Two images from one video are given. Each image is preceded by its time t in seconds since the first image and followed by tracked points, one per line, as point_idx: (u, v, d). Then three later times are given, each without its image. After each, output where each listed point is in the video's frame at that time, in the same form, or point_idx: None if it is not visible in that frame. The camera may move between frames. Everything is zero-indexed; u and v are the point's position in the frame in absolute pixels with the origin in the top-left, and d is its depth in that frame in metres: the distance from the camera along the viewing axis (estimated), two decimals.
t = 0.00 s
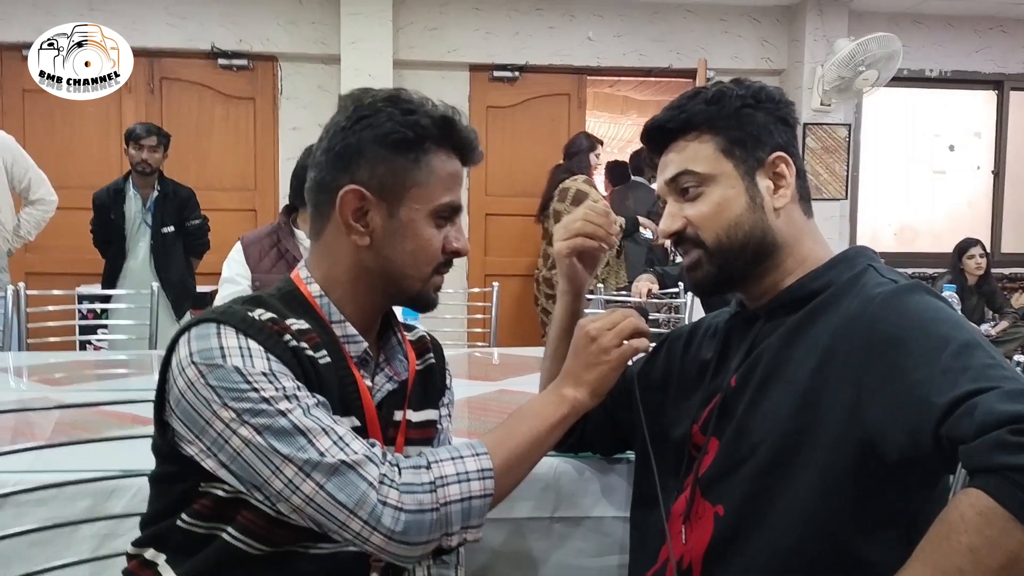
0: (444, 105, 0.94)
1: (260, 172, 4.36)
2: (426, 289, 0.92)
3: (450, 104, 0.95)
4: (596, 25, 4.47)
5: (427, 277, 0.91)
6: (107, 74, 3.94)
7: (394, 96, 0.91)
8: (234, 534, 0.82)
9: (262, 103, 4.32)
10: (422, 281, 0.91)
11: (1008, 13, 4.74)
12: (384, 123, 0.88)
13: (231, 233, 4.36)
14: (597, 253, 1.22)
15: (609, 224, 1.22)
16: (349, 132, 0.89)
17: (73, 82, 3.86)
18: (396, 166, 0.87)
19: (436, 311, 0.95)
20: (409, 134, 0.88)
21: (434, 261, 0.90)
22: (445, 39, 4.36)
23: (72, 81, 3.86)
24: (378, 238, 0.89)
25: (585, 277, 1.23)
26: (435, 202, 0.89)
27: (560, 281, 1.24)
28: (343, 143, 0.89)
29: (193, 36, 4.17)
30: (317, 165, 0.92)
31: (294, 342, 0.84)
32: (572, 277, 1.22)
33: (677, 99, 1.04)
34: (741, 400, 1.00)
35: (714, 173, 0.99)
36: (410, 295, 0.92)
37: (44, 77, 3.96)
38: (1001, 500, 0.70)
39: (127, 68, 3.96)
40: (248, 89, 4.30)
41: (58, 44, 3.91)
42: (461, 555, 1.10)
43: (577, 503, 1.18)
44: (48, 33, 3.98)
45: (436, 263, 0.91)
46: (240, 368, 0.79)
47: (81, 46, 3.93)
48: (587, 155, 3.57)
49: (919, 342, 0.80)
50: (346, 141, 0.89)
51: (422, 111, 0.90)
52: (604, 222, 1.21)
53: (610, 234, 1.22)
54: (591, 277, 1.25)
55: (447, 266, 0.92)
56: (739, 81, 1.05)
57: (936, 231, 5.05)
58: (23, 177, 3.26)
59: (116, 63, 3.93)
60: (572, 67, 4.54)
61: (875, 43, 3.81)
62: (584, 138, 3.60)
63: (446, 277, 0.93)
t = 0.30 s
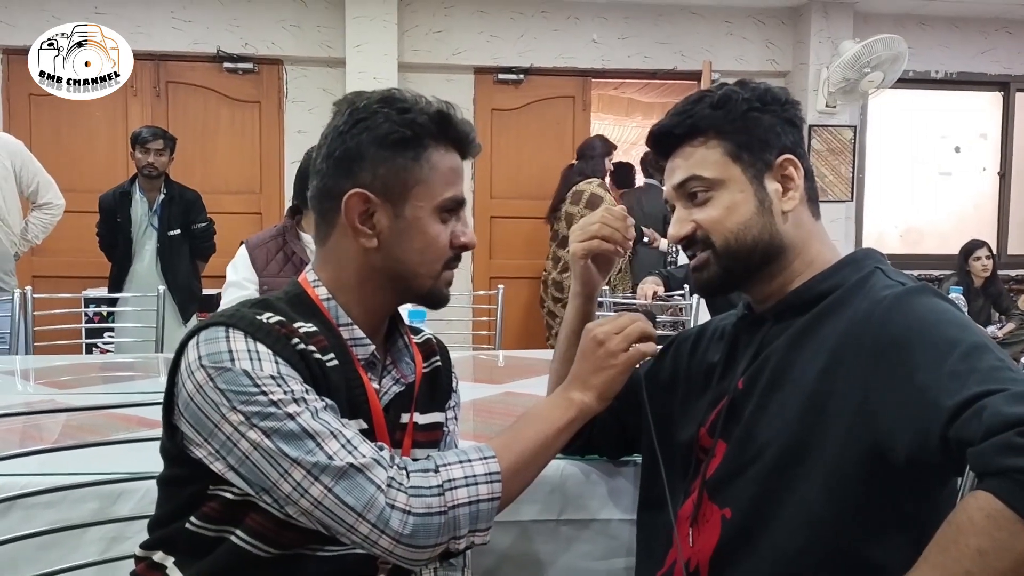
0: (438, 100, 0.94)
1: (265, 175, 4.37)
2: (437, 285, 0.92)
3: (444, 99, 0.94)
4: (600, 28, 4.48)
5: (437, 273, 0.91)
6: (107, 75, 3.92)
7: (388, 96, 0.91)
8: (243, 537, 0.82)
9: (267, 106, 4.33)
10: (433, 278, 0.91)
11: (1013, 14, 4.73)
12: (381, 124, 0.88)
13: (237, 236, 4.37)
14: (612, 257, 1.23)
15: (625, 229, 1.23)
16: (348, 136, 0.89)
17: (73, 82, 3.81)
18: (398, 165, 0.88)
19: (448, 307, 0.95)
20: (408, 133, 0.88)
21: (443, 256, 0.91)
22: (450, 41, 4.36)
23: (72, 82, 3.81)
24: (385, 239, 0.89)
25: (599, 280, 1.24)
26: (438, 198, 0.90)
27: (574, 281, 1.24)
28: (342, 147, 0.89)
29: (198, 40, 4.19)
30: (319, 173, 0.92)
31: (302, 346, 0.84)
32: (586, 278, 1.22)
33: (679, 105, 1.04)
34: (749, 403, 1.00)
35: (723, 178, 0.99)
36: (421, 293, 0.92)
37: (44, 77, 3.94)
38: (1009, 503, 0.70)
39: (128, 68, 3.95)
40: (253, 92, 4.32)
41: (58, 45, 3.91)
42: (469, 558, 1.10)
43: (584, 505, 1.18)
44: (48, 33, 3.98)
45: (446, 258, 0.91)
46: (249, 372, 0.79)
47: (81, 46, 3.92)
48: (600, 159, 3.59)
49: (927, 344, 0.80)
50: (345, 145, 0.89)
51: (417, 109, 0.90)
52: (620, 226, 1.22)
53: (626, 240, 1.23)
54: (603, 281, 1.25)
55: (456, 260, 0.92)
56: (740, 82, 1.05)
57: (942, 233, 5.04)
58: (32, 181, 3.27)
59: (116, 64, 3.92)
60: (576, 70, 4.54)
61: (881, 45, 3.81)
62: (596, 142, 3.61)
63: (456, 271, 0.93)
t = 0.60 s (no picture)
0: (453, 110, 0.94)
1: (269, 178, 4.38)
2: (435, 293, 0.92)
3: (459, 108, 0.95)
4: (604, 29, 4.48)
5: (436, 282, 0.91)
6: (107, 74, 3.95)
7: (402, 101, 0.91)
8: (245, 539, 0.82)
9: (272, 109, 4.34)
10: (432, 286, 0.91)
11: (1017, 15, 4.72)
12: (392, 128, 0.89)
13: (241, 238, 4.38)
14: (612, 260, 1.23)
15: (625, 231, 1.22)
16: (358, 138, 0.89)
17: (74, 82, 3.86)
18: (404, 171, 0.88)
19: (444, 314, 0.95)
20: (418, 139, 0.88)
21: (444, 265, 0.91)
22: (453, 43, 4.37)
23: (73, 81, 3.86)
24: (386, 243, 0.89)
25: (598, 282, 1.24)
26: (443, 206, 0.90)
27: (573, 281, 1.24)
28: (352, 148, 0.89)
29: (203, 42, 4.20)
30: (326, 171, 0.92)
31: (303, 348, 0.84)
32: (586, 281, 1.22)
33: (684, 105, 1.04)
34: (753, 405, 1.00)
35: (726, 180, 0.99)
36: (420, 299, 0.93)
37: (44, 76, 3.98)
38: (1012, 505, 0.70)
39: (127, 68, 3.98)
40: (258, 95, 4.32)
41: (58, 45, 3.92)
42: (472, 560, 1.10)
43: (587, 507, 1.18)
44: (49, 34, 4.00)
45: (445, 268, 0.91)
46: (250, 374, 0.79)
47: (81, 46, 3.93)
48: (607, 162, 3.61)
49: (931, 346, 0.80)
50: (355, 146, 0.89)
51: (431, 116, 0.91)
52: (619, 229, 1.21)
53: (625, 241, 1.23)
54: (603, 282, 1.25)
55: (456, 270, 0.92)
56: (745, 84, 1.05)
57: (947, 235, 5.02)
58: (37, 184, 3.29)
59: (116, 64, 3.94)
60: (580, 72, 4.55)
61: (885, 46, 3.80)
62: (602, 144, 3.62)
63: (455, 281, 0.93)
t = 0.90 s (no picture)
0: (455, 110, 0.94)
1: (272, 179, 4.38)
2: (439, 294, 0.92)
3: (461, 108, 0.95)
4: (607, 31, 4.48)
5: (439, 282, 0.91)
6: (107, 74, 3.90)
7: (405, 102, 0.91)
8: (247, 540, 0.82)
9: (275, 111, 4.35)
10: (435, 286, 0.91)
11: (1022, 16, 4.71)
12: (395, 129, 0.89)
13: (244, 240, 4.38)
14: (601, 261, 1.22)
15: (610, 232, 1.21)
16: (361, 138, 0.89)
17: (73, 82, 3.81)
18: (408, 171, 0.88)
19: (448, 315, 0.95)
20: (420, 139, 0.88)
21: (447, 266, 0.90)
22: (456, 45, 4.37)
23: (73, 81, 3.80)
24: (390, 244, 0.89)
25: (589, 285, 1.23)
26: (446, 207, 0.89)
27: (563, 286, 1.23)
28: (355, 149, 0.89)
29: (206, 44, 4.21)
30: (330, 172, 0.92)
31: (307, 348, 0.84)
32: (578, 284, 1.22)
33: (690, 105, 1.04)
34: (757, 407, 0.99)
35: (731, 179, 0.99)
36: (423, 300, 0.92)
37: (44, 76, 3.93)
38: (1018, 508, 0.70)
39: (127, 68, 3.94)
40: (261, 97, 4.33)
41: (58, 45, 3.91)
42: (474, 562, 1.10)
43: (590, 509, 1.18)
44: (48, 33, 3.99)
45: (448, 268, 0.91)
46: (253, 375, 0.79)
47: (81, 46, 3.91)
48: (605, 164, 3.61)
49: (935, 348, 0.79)
50: (358, 147, 0.89)
51: (433, 116, 0.91)
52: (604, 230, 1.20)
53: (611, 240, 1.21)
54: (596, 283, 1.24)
55: (459, 270, 0.92)
56: (750, 84, 1.04)
57: (951, 236, 5.01)
58: (41, 186, 3.30)
59: (116, 64, 3.93)
60: (583, 73, 4.55)
61: (888, 47, 3.80)
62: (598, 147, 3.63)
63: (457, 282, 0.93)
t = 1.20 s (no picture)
0: (458, 112, 0.95)
1: (275, 181, 4.38)
2: (443, 295, 0.92)
3: (464, 110, 0.95)
4: (610, 33, 4.48)
5: (443, 284, 0.91)
6: (107, 74, 3.88)
7: (408, 103, 0.92)
8: (252, 540, 0.82)
9: (278, 112, 4.36)
10: (439, 287, 0.91)
11: None
12: (398, 130, 0.89)
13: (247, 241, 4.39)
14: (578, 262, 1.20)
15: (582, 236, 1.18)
16: (364, 140, 0.89)
17: (73, 82, 3.78)
18: (411, 172, 0.88)
19: (452, 316, 0.95)
20: (424, 140, 0.88)
21: (450, 267, 0.90)
22: (460, 47, 4.37)
23: (73, 81, 3.77)
24: (393, 245, 0.89)
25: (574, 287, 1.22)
26: (450, 208, 0.89)
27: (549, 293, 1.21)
28: (359, 151, 0.89)
29: (210, 45, 4.21)
30: (333, 174, 0.92)
31: (311, 349, 0.84)
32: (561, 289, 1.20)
33: (691, 106, 1.04)
34: (760, 410, 0.99)
35: (733, 181, 0.99)
36: (426, 301, 0.92)
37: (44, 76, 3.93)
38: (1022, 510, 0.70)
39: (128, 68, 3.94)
40: (265, 98, 4.34)
41: (58, 44, 3.91)
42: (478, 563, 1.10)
43: (593, 511, 1.20)
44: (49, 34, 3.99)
45: (452, 269, 0.91)
46: (257, 375, 0.79)
47: (81, 46, 3.91)
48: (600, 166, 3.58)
49: (940, 350, 0.79)
50: (361, 149, 0.89)
51: (436, 118, 0.91)
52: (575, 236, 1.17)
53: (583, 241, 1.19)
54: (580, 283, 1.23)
55: (462, 271, 0.92)
56: (752, 86, 1.04)
57: (954, 238, 5.00)
58: (46, 189, 3.30)
59: (116, 64, 3.93)
60: (586, 75, 4.55)
61: (892, 50, 3.80)
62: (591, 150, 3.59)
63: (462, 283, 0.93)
